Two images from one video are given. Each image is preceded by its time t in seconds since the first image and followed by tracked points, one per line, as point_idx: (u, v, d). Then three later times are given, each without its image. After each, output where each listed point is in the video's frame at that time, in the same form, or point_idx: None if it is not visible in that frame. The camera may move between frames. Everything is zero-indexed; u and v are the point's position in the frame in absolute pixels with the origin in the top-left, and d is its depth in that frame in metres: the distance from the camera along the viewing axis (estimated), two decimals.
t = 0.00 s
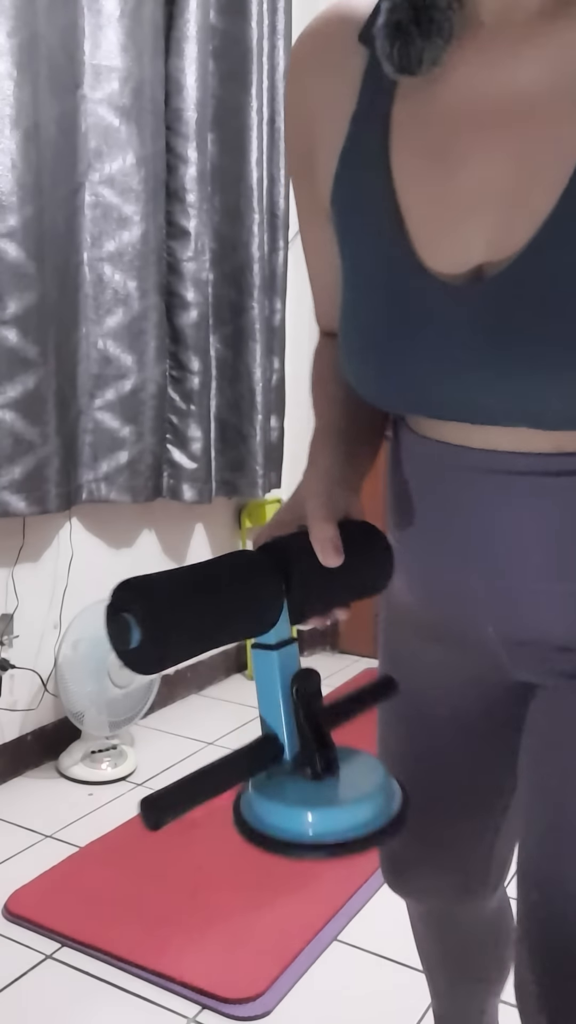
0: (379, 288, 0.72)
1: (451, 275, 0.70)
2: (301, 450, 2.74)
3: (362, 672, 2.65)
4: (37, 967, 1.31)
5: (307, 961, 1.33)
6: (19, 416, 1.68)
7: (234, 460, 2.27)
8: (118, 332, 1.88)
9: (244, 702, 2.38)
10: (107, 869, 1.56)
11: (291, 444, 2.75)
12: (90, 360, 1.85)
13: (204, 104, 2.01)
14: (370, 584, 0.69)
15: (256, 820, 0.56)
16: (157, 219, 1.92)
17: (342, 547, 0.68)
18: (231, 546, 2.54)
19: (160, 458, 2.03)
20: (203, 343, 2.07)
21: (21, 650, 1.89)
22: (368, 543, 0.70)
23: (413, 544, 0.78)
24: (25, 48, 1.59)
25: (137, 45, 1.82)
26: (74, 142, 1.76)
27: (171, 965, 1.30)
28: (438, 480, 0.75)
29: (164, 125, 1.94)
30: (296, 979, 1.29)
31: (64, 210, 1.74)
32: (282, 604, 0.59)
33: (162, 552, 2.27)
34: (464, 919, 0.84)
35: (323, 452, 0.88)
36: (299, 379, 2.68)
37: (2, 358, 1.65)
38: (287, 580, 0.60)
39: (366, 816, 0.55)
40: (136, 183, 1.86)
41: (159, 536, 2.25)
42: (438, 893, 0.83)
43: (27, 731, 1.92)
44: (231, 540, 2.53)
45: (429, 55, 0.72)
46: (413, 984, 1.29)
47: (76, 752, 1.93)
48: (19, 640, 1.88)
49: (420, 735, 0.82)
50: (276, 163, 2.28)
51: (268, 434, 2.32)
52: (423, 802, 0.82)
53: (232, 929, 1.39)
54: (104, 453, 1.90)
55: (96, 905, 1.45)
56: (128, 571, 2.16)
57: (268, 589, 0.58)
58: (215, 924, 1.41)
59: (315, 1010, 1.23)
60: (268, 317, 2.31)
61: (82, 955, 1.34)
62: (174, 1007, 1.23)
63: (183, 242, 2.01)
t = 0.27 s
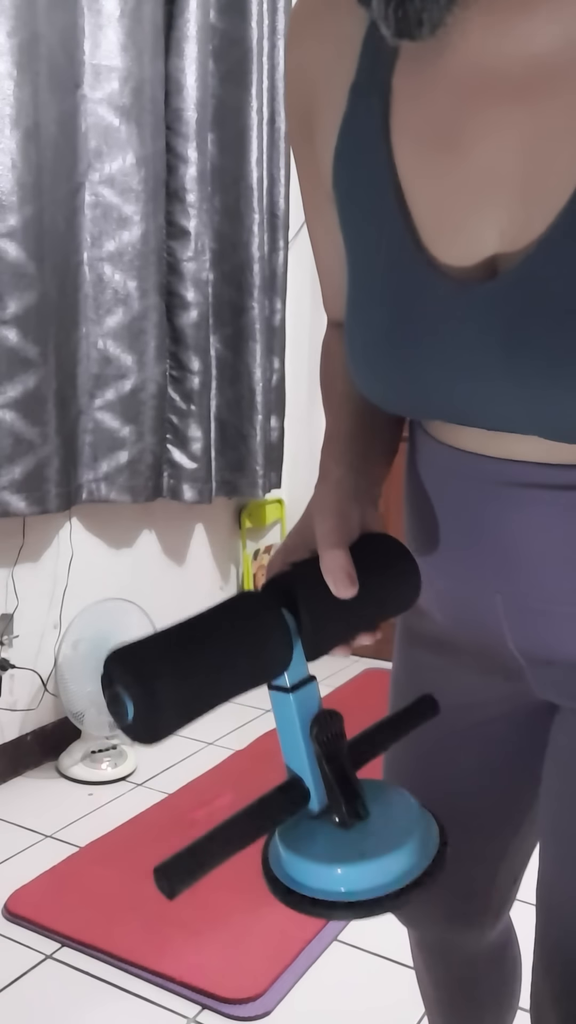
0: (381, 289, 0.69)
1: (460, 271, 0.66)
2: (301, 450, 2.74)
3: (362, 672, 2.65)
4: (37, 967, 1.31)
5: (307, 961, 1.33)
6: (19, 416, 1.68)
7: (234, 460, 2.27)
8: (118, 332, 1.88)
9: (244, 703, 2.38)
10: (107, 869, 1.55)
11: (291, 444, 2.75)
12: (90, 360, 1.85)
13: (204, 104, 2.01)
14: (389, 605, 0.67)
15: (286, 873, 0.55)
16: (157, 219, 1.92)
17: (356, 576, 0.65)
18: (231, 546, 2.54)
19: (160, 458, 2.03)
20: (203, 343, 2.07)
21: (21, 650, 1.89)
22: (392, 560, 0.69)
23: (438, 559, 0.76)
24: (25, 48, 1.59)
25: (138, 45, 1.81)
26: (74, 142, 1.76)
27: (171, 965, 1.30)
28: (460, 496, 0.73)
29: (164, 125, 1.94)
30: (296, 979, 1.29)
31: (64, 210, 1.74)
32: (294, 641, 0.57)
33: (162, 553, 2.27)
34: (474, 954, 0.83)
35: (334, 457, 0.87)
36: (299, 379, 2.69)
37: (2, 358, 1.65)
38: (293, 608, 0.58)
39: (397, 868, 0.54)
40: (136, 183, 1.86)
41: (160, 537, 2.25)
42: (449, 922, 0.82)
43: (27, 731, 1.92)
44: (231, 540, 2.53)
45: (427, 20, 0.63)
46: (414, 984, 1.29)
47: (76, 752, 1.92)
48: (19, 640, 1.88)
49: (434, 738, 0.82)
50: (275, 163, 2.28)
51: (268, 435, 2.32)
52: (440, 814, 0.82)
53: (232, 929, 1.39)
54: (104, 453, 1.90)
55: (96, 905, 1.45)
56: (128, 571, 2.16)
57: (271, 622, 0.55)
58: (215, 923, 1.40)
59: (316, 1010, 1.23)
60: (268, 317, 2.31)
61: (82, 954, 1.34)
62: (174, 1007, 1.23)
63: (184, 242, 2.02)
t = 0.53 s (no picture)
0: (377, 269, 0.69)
1: (458, 254, 0.66)
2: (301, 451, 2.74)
3: (362, 672, 2.65)
4: (37, 967, 1.31)
5: (307, 961, 1.33)
6: (19, 416, 1.68)
7: (234, 460, 2.27)
8: (118, 332, 1.88)
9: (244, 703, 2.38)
10: (107, 869, 1.55)
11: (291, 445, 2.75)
12: (90, 360, 1.85)
13: (204, 104, 2.01)
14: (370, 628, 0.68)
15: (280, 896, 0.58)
16: (157, 219, 1.92)
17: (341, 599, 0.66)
18: (231, 546, 2.54)
19: (160, 458, 2.03)
20: (203, 343, 2.07)
21: (21, 650, 1.89)
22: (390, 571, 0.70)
23: (436, 562, 0.75)
24: (25, 48, 1.59)
25: (138, 45, 1.81)
26: (74, 142, 1.76)
27: (171, 965, 1.30)
28: (456, 497, 0.73)
29: (164, 125, 1.94)
30: (296, 979, 1.29)
31: (64, 210, 1.74)
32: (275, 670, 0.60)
33: (162, 553, 2.27)
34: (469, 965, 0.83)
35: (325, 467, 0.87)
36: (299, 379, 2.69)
37: (3, 358, 1.65)
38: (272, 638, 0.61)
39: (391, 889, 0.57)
40: (136, 183, 1.86)
41: (160, 537, 2.25)
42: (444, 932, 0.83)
43: (27, 731, 1.92)
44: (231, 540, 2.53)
45: None
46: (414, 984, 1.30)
47: (76, 752, 1.93)
48: (19, 640, 1.88)
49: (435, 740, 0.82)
50: (275, 163, 2.28)
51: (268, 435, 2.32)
52: (439, 815, 0.82)
53: (231, 929, 1.39)
54: (104, 453, 1.90)
55: (96, 905, 1.45)
56: (128, 572, 2.16)
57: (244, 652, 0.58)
58: (215, 924, 1.40)
59: (315, 1010, 1.23)
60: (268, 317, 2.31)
61: (82, 954, 1.34)
62: (174, 1007, 1.23)
63: (183, 242, 2.01)
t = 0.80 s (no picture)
0: (362, 243, 0.67)
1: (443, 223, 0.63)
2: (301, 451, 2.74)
3: (361, 672, 2.65)
4: (37, 967, 1.31)
5: (307, 961, 1.33)
6: (20, 417, 1.68)
7: (234, 460, 2.27)
8: (118, 332, 1.88)
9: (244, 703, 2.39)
10: (107, 869, 1.55)
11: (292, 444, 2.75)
12: (90, 360, 1.85)
13: (204, 104, 2.01)
14: (329, 655, 0.69)
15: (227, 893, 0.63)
16: (156, 219, 1.91)
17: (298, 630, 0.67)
18: (231, 546, 2.54)
19: (160, 458, 2.03)
20: (203, 343, 2.07)
21: (21, 650, 1.89)
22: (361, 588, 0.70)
23: (415, 558, 0.72)
24: (25, 48, 1.59)
25: (138, 45, 1.81)
26: (74, 142, 1.75)
27: (171, 965, 1.30)
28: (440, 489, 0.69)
29: (164, 125, 1.94)
30: (296, 979, 1.29)
31: (64, 210, 1.74)
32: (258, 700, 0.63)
33: (162, 553, 2.27)
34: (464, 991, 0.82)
35: (304, 467, 0.86)
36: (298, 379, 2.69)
37: (3, 358, 1.65)
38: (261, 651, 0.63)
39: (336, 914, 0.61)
40: (136, 184, 1.85)
41: (159, 537, 2.25)
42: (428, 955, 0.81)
43: (27, 731, 1.92)
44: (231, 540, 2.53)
45: None
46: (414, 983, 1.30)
47: (76, 752, 1.92)
48: (19, 640, 1.88)
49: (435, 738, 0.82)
50: (275, 163, 2.28)
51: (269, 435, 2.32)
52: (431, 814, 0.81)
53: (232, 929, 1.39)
54: (104, 453, 1.90)
55: (96, 905, 1.45)
56: (128, 572, 2.16)
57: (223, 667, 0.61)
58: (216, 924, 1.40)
59: (316, 1010, 1.23)
60: (268, 317, 2.31)
61: (82, 955, 1.34)
62: (174, 1007, 1.23)
63: (184, 242, 2.01)
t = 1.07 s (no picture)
0: (338, 238, 0.69)
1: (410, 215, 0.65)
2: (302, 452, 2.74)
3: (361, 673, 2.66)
4: (37, 967, 1.31)
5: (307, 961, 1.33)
6: (20, 416, 1.68)
7: (234, 460, 2.27)
8: (118, 332, 1.88)
9: (244, 703, 2.39)
10: (107, 869, 1.55)
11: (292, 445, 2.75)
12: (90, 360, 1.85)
13: (204, 104, 2.01)
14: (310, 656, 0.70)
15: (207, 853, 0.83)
16: (156, 219, 1.92)
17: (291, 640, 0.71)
18: (232, 546, 2.54)
19: (160, 458, 2.03)
20: (202, 343, 2.07)
21: (21, 650, 1.89)
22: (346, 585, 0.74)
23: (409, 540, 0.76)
24: (25, 48, 1.59)
25: (138, 44, 1.81)
26: (74, 141, 1.75)
27: (171, 965, 1.30)
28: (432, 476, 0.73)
29: (164, 125, 1.94)
30: (296, 979, 1.29)
31: (64, 210, 1.74)
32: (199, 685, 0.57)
33: (162, 553, 2.27)
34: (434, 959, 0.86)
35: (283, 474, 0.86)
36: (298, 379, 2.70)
37: (3, 358, 1.65)
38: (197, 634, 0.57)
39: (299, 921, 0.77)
40: (136, 184, 1.86)
41: (159, 537, 2.25)
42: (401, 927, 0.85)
43: (27, 731, 1.92)
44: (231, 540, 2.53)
45: None
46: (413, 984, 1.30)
47: (76, 752, 1.92)
48: (19, 640, 1.88)
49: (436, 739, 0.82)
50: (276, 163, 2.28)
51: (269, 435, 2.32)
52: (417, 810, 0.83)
53: (232, 930, 1.39)
54: (104, 453, 1.90)
55: (96, 905, 1.45)
56: (128, 572, 2.16)
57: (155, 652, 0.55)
58: (215, 924, 1.40)
59: (315, 1010, 1.24)
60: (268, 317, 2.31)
61: (82, 954, 1.34)
62: (174, 1007, 1.23)
63: (184, 242, 2.02)
